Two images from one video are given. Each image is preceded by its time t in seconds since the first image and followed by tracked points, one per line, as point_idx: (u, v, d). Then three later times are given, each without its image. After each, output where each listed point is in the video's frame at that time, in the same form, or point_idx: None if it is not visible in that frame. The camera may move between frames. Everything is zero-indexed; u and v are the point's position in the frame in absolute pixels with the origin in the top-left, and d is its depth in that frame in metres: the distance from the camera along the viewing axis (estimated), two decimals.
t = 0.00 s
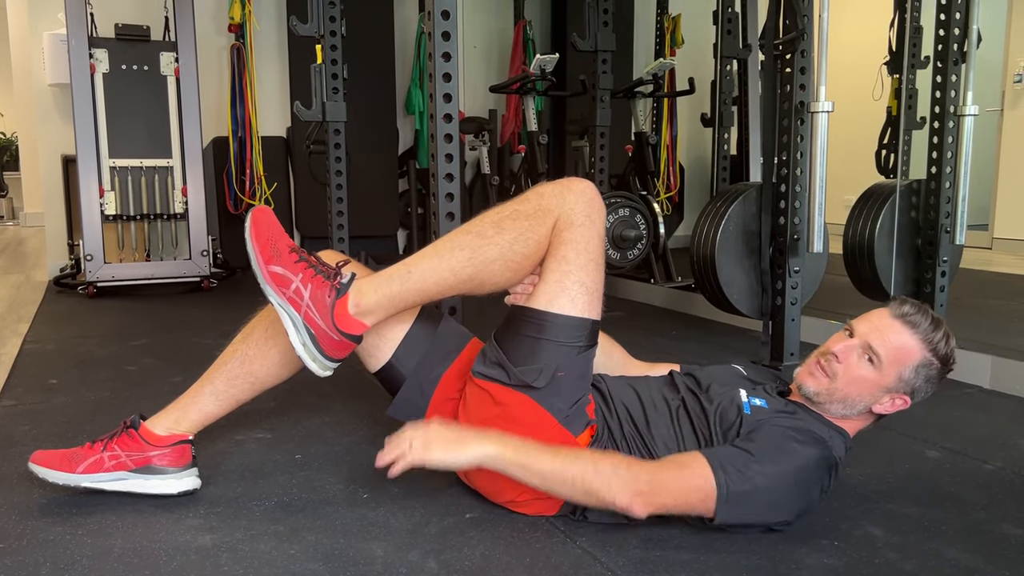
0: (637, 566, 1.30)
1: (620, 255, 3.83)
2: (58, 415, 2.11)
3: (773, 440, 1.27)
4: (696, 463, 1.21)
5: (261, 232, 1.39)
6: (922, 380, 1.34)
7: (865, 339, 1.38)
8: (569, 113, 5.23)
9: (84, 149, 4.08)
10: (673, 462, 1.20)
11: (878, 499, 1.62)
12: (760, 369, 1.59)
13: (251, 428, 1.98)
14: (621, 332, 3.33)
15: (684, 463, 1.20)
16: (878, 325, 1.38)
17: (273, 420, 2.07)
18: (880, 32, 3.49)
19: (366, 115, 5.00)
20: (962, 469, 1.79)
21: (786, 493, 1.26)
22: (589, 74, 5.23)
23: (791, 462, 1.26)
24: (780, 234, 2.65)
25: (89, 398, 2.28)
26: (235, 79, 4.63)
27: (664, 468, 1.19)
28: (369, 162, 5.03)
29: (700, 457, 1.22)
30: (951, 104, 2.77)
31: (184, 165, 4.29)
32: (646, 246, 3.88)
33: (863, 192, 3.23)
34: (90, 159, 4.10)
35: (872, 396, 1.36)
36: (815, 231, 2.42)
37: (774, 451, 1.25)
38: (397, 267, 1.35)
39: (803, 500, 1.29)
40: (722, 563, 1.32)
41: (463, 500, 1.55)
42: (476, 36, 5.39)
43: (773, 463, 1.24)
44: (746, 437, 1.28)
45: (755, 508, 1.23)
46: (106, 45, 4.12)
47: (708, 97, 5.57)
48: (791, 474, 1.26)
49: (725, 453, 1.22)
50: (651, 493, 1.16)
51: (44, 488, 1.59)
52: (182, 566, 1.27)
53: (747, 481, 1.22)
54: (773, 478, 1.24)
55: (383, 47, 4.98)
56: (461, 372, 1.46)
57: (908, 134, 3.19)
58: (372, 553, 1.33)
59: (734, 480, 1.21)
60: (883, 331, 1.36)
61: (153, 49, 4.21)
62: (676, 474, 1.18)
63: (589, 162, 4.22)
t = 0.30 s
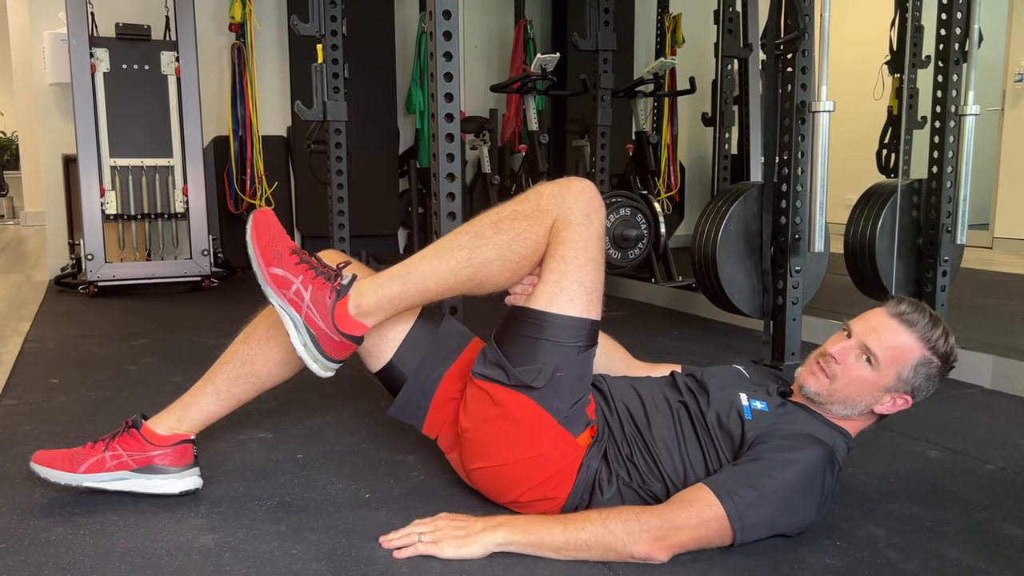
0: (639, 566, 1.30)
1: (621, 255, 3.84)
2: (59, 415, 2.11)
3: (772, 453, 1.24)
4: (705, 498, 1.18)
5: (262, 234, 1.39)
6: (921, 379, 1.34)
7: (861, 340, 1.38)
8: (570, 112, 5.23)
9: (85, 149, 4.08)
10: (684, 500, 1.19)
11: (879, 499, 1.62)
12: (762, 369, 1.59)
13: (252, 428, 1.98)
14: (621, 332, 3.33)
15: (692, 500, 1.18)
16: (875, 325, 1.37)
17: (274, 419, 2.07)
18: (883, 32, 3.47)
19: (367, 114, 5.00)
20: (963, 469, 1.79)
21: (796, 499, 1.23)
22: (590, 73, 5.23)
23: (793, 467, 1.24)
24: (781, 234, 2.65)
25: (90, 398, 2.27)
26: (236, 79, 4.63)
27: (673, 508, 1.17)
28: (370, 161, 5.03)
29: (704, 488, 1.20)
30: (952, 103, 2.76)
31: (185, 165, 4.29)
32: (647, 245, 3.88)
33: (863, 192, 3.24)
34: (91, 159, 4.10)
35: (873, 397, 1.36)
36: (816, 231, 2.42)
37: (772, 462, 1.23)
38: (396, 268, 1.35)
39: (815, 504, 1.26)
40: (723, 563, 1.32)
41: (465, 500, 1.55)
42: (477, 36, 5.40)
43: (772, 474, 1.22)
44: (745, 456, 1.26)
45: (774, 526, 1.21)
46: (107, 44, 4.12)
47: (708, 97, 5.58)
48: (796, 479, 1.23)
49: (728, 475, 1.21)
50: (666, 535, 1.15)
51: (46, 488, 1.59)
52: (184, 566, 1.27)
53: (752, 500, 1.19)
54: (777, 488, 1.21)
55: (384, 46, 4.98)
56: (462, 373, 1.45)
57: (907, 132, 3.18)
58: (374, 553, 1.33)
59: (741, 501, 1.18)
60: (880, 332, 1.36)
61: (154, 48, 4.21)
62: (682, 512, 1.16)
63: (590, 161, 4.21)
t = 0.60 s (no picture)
0: (639, 565, 1.30)
1: (621, 254, 3.84)
2: (59, 414, 2.11)
3: (773, 453, 1.24)
4: (708, 500, 1.18)
5: (261, 229, 1.39)
6: (918, 372, 1.34)
7: (858, 330, 1.38)
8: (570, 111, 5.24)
9: (85, 148, 4.08)
10: (687, 501, 1.18)
11: (880, 498, 1.62)
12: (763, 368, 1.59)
13: (253, 427, 1.98)
14: (622, 331, 3.33)
15: (695, 501, 1.18)
16: (871, 317, 1.37)
17: (274, 418, 2.07)
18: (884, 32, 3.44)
19: (367, 113, 5.00)
20: (964, 468, 1.79)
21: (796, 499, 1.23)
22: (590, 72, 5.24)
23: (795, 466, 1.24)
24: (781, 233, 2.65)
25: (91, 397, 2.28)
26: (236, 78, 4.63)
27: (676, 510, 1.17)
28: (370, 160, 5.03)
29: (707, 487, 1.20)
30: (952, 102, 2.75)
31: (185, 164, 4.29)
32: (647, 244, 3.87)
33: (863, 191, 3.23)
34: (91, 157, 4.10)
35: (869, 389, 1.36)
36: (816, 230, 2.42)
37: (773, 462, 1.23)
38: (395, 265, 1.35)
39: (816, 503, 1.27)
40: (723, 563, 1.32)
41: (465, 499, 1.55)
42: (477, 35, 5.40)
43: (772, 473, 1.22)
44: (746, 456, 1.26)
45: (775, 525, 1.22)
46: (107, 43, 4.12)
47: (708, 96, 5.57)
48: (796, 480, 1.23)
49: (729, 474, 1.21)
50: (670, 537, 1.16)
51: (46, 487, 1.59)
52: (184, 565, 1.27)
53: (753, 499, 1.19)
54: (777, 488, 1.21)
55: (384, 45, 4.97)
56: (462, 371, 1.45)
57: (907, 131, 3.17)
58: (374, 552, 1.33)
59: (742, 500, 1.19)
60: (876, 323, 1.36)
61: (154, 47, 4.21)
62: (687, 514, 1.16)
63: (591, 160, 4.21)
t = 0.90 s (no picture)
0: (640, 564, 1.30)
1: (621, 253, 3.84)
2: (60, 413, 2.11)
3: (782, 452, 1.24)
4: (719, 503, 1.18)
5: (261, 227, 1.39)
6: (919, 367, 1.34)
7: (861, 324, 1.38)
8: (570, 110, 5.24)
9: (85, 146, 4.08)
10: (701, 508, 1.17)
11: (880, 497, 1.62)
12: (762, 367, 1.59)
13: (253, 426, 1.98)
14: (622, 330, 3.33)
15: (707, 506, 1.17)
16: (874, 311, 1.38)
17: (274, 417, 2.07)
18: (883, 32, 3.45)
19: (367, 111, 5.00)
20: (964, 467, 1.79)
21: (803, 498, 1.24)
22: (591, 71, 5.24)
23: (800, 467, 1.24)
24: (782, 232, 2.64)
25: (91, 395, 2.28)
26: (237, 76, 4.63)
27: (693, 518, 1.15)
28: (370, 158, 5.03)
29: (716, 485, 1.20)
30: (953, 101, 2.75)
31: (185, 163, 4.29)
32: (647, 243, 3.86)
33: (863, 191, 3.23)
34: (91, 156, 4.09)
35: (871, 382, 1.36)
36: (816, 228, 2.42)
37: (782, 462, 1.23)
38: (394, 263, 1.35)
39: (822, 501, 1.28)
40: (724, 562, 1.32)
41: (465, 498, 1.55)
42: (477, 34, 5.39)
43: (781, 474, 1.22)
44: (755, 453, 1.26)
45: (783, 524, 1.23)
46: (107, 42, 4.11)
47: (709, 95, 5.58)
48: (804, 479, 1.24)
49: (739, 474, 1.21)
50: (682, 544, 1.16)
51: (47, 485, 1.59)
52: (185, 563, 1.27)
53: (761, 498, 1.20)
54: (785, 488, 1.22)
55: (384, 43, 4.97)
56: (463, 369, 1.45)
57: (907, 130, 3.17)
58: (374, 550, 1.33)
59: (749, 498, 1.19)
60: (879, 318, 1.37)
61: (154, 45, 4.20)
62: (700, 523, 1.16)
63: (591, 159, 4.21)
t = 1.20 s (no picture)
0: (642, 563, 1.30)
1: (621, 252, 3.84)
2: (60, 411, 2.10)
3: (800, 458, 1.23)
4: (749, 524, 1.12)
5: (261, 226, 1.39)
6: (923, 370, 1.34)
7: (867, 326, 1.38)
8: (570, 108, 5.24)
9: (85, 145, 4.08)
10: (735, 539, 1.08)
11: (880, 496, 1.62)
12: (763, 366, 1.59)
13: (253, 424, 1.98)
14: (622, 329, 3.33)
15: (739, 526, 1.10)
16: (880, 314, 1.38)
17: (275, 416, 2.07)
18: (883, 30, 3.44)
19: (367, 110, 5.00)
20: (964, 466, 1.79)
21: (816, 503, 1.23)
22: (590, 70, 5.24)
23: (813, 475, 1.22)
24: (782, 231, 2.64)
25: (92, 394, 2.28)
26: (237, 75, 4.62)
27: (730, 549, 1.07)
28: (370, 157, 5.03)
29: (740, 492, 1.15)
30: (953, 99, 2.74)
31: (185, 161, 4.29)
32: (648, 242, 3.86)
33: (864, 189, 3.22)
34: (91, 155, 4.09)
35: (875, 384, 1.36)
36: (817, 227, 2.42)
37: (797, 471, 1.21)
38: (394, 262, 1.35)
39: (830, 505, 1.28)
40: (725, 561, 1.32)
41: (465, 496, 1.56)
42: (477, 32, 5.39)
43: (797, 480, 1.20)
44: (774, 458, 1.24)
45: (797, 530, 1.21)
46: (107, 40, 4.11)
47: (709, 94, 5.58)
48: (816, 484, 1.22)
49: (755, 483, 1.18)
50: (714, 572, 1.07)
51: (47, 484, 1.59)
52: (186, 562, 1.27)
53: (781, 506, 1.16)
54: (801, 496, 1.20)
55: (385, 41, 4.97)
56: (464, 368, 1.45)
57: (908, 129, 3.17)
58: (375, 549, 1.33)
59: (772, 506, 1.15)
60: (885, 321, 1.36)
61: (154, 44, 4.20)
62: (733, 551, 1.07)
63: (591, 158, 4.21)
